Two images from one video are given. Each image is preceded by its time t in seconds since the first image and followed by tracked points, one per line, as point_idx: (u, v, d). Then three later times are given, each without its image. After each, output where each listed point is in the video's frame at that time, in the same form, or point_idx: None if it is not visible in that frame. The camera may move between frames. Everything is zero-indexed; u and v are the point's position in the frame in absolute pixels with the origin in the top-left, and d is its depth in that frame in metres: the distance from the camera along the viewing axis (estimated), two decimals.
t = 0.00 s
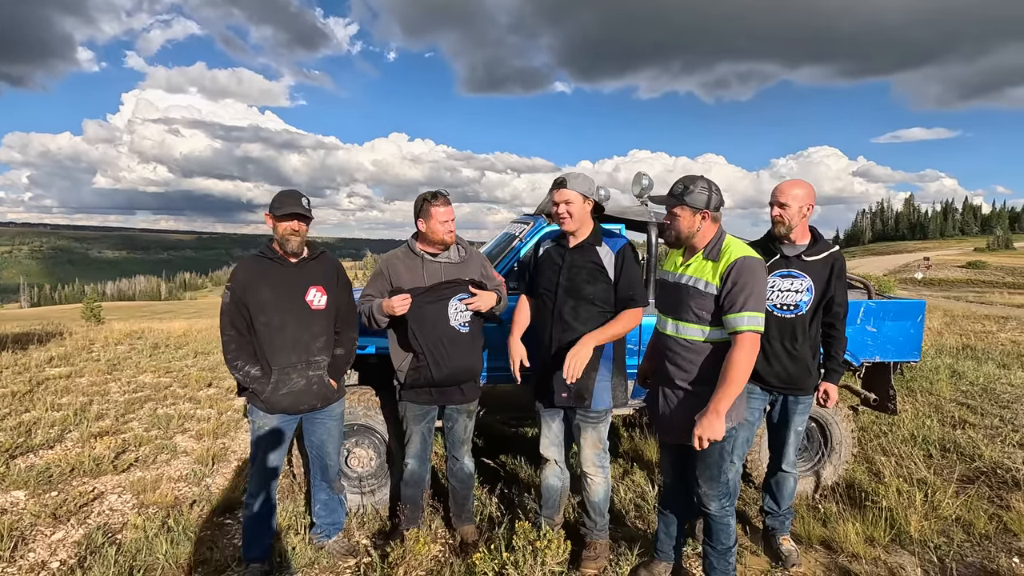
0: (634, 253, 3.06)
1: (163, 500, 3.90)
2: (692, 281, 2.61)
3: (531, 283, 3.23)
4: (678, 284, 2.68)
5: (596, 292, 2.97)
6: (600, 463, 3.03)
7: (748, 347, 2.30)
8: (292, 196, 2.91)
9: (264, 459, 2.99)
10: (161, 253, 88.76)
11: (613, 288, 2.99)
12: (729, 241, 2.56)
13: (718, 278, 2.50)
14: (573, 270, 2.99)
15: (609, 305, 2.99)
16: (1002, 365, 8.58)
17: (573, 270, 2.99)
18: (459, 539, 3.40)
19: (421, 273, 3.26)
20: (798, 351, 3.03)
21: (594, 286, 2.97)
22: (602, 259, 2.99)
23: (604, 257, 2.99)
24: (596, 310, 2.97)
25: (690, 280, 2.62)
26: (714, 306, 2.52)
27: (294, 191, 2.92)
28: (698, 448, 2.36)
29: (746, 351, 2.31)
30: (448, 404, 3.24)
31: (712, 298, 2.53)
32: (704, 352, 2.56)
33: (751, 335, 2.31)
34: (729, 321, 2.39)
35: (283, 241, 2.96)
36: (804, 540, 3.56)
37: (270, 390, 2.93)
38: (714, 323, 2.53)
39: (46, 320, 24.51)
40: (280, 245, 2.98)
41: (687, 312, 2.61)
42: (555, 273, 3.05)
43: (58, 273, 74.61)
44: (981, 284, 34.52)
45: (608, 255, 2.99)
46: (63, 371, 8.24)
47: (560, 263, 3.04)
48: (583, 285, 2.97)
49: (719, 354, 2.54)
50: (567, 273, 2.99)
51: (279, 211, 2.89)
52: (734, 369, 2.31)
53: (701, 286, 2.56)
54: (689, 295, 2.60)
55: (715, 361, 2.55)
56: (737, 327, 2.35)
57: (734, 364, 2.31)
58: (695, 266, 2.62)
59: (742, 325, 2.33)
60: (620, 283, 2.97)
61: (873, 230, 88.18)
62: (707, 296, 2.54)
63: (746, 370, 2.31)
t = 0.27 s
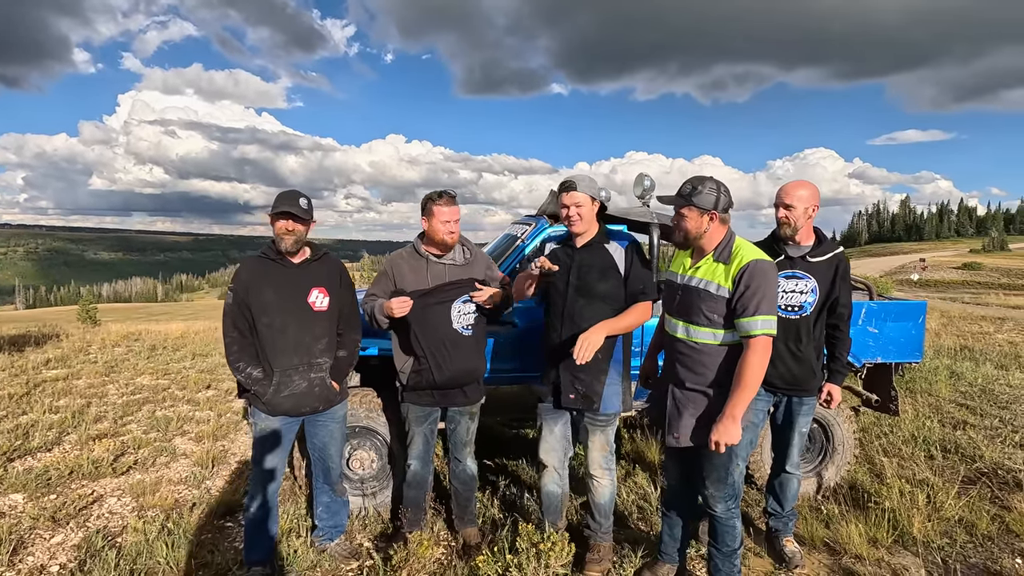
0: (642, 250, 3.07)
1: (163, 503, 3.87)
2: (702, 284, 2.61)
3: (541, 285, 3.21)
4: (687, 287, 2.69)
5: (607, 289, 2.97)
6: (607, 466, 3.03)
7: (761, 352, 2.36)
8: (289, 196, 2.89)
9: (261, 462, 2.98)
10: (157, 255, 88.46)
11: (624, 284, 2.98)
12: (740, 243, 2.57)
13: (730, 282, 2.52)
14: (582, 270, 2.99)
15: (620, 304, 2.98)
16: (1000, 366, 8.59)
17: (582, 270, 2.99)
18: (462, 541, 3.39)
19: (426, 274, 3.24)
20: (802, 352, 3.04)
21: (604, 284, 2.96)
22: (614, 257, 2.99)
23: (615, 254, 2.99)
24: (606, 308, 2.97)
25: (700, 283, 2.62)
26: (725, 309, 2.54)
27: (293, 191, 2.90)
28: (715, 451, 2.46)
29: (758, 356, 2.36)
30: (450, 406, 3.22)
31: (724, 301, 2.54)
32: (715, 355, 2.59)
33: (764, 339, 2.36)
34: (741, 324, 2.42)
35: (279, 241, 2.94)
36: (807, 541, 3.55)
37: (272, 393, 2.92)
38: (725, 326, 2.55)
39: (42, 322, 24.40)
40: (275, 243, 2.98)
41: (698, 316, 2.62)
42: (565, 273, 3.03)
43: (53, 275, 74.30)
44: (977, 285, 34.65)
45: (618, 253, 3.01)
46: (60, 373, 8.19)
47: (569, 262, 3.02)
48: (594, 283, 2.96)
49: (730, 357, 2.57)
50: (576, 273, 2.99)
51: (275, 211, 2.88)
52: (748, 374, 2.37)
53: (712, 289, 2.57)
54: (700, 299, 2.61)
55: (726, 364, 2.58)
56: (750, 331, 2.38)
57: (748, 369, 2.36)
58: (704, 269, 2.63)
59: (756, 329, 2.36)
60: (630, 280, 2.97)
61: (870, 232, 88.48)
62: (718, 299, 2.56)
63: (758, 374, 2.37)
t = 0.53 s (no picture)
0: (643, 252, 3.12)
1: (168, 506, 3.87)
2: (716, 286, 2.61)
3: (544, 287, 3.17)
4: (700, 289, 2.69)
5: (617, 291, 3.00)
6: (616, 468, 3.04)
7: (773, 354, 2.37)
8: (296, 200, 2.90)
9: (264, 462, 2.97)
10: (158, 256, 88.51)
11: (631, 285, 3.02)
12: (753, 247, 2.59)
13: (744, 284, 2.52)
14: (588, 274, 2.98)
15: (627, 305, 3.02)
16: (1003, 367, 8.58)
17: (589, 274, 2.99)
18: (468, 544, 3.39)
19: (435, 274, 3.25)
20: (810, 355, 3.06)
21: (613, 286, 2.99)
22: (618, 259, 3.02)
23: (620, 256, 3.03)
24: (615, 310, 2.99)
25: (714, 285, 2.62)
26: (739, 312, 2.54)
27: (300, 195, 2.91)
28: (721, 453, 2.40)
29: (770, 358, 2.37)
30: (455, 411, 3.21)
31: (737, 303, 2.55)
32: (726, 358, 2.59)
33: (776, 343, 2.37)
34: (754, 327, 2.43)
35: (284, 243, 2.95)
36: (813, 544, 3.55)
37: (280, 396, 2.92)
38: (738, 329, 2.56)
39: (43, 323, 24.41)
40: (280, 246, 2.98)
41: (711, 319, 2.61)
42: (571, 278, 3.02)
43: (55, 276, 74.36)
44: (978, 286, 34.64)
45: (622, 253, 3.04)
46: (63, 375, 8.20)
47: (575, 266, 3.01)
48: (602, 286, 2.98)
49: (741, 360, 2.58)
50: (582, 277, 2.98)
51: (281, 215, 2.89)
52: (760, 375, 2.37)
53: (727, 291, 2.57)
54: (714, 301, 2.61)
55: (737, 367, 2.58)
56: (764, 334, 2.39)
57: (760, 370, 2.37)
58: (718, 271, 2.63)
59: (770, 332, 2.37)
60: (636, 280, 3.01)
61: (870, 233, 88.44)
62: (732, 302, 2.56)
63: (770, 377, 2.37)
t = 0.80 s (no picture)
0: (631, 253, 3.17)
1: (172, 508, 3.87)
2: (724, 284, 2.60)
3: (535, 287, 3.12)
4: (706, 289, 2.68)
5: (612, 291, 3.01)
6: (615, 471, 3.04)
7: (781, 351, 2.37)
8: (301, 202, 2.90)
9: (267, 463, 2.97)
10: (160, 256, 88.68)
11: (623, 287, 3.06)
12: (759, 247, 2.60)
13: (753, 281, 2.52)
14: (584, 276, 2.98)
15: (620, 306, 3.05)
16: (1007, 368, 8.55)
17: (585, 275, 2.98)
18: (472, 547, 3.38)
19: (442, 276, 3.25)
20: (817, 357, 3.06)
21: (608, 286, 3.00)
22: (611, 261, 3.04)
23: (612, 257, 3.06)
24: (609, 311, 3.00)
25: (722, 283, 2.61)
26: (747, 310, 2.53)
27: (305, 196, 2.91)
28: (732, 454, 2.37)
29: (779, 356, 2.37)
30: (460, 413, 3.20)
31: (746, 301, 2.54)
32: (732, 357, 2.58)
33: (785, 339, 2.37)
34: (764, 323, 2.42)
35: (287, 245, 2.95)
36: (819, 546, 3.53)
37: (285, 399, 2.91)
38: (745, 328, 2.55)
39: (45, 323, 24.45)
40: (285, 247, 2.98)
41: (720, 316, 2.59)
42: (566, 279, 2.99)
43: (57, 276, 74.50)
44: (981, 286, 34.57)
45: (614, 253, 3.08)
46: (66, 376, 8.21)
47: (569, 268, 2.99)
48: (597, 287, 2.99)
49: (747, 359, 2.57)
50: (578, 278, 2.97)
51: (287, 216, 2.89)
52: (770, 374, 2.36)
53: (735, 289, 2.56)
54: (722, 299, 2.59)
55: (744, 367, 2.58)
56: (773, 330, 2.39)
57: (769, 369, 2.36)
58: (725, 270, 2.63)
59: (781, 328, 2.37)
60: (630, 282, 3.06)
61: (872, 233, 88.29)
62: (740, 299, 2.55)
63: (780, 375, 2.36)
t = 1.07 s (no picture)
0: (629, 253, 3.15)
1: (179, 509, 3.86)
2: (733, 281, 2.59)
3: (534, 291, 3.07)
4: (713, 287, 2.66)
5: (612, 293, 2.99)
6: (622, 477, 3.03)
7: (794, 346, 2.37)
8: (312, 202, 2.89)
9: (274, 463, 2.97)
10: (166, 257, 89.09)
11: (622, 288, 3.03)
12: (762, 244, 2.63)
13: (763, 277, 2.53)
14: (584, 278, 2.95)
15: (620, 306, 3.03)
16: (1019, 370, 8.47)
17: (585, 277, 2.95)
18: (481, 549, 3.36)
19: (450, 278, 3.22)
20: (830, 359, 3.02)
21: (608, 288, 2.98)
22: (610, 262, 3.01)
23: (611, 258, 3.04)
24: (609, 312, 2.98)
25: (730, 280, 2.60)
26: (757, 306, 2.54)
27: (314, 196, 2.90)
28: (753, 451, 2.38)
29: (793, 352, 2.38)
30: (468, 415, 3.19)
31: (755, 297, 2.55)
32: (742, 355, 2.57)
33: (797, 332, 2.39)
34: (777, 318, 2.43)
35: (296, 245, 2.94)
36: (831, 550, 3.49)
37: (293, 401, 2.90)
38: (756, 324, 2.55)
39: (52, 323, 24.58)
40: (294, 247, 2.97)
41: (730, 313, 2.58)
42: (566, 282, 2.96)
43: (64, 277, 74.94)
44: (988, 287, 34.38)
45: (611, 254, 3.06)
46: (73, 376, 8.22)
47: (569, 270, 2.96)
48: (597, 289, 2.96)
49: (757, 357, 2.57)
50: (579, 281, 2.94)
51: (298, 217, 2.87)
52: (784, 370, 2.37)
53: (744, 285, 2.56)
54: (732, 296, 2.58)
55: (755, 365, 2.57)
56: (786, 323, 2.40)
57: (784, 365, 2.37)
58: (731, 267, 2.63)
59: (794, 321, 2.38)
60: (628, 282, 3.03)
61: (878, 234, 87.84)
62: (750, 295, 2.55)
63: (794, 370, 2.38)
